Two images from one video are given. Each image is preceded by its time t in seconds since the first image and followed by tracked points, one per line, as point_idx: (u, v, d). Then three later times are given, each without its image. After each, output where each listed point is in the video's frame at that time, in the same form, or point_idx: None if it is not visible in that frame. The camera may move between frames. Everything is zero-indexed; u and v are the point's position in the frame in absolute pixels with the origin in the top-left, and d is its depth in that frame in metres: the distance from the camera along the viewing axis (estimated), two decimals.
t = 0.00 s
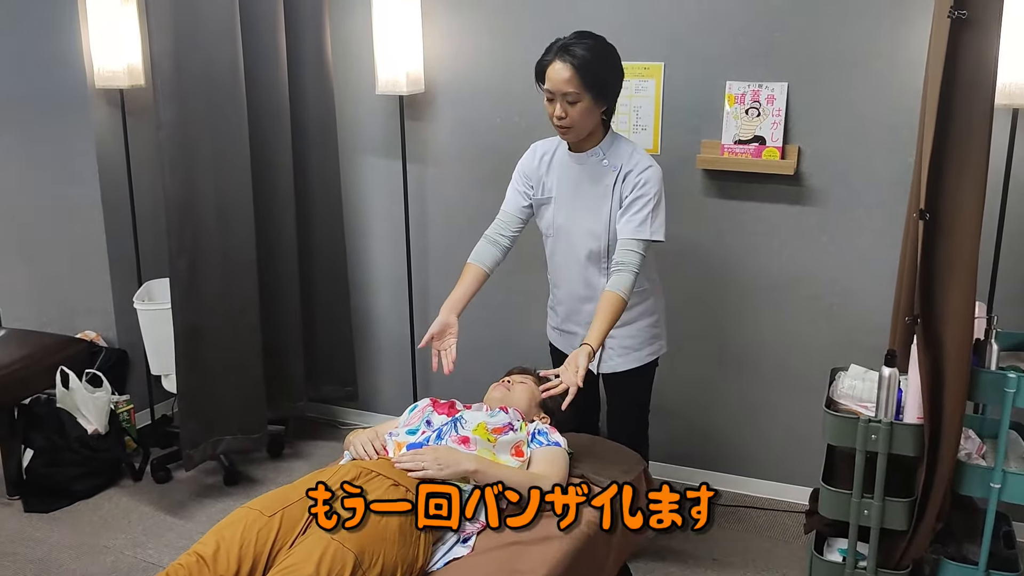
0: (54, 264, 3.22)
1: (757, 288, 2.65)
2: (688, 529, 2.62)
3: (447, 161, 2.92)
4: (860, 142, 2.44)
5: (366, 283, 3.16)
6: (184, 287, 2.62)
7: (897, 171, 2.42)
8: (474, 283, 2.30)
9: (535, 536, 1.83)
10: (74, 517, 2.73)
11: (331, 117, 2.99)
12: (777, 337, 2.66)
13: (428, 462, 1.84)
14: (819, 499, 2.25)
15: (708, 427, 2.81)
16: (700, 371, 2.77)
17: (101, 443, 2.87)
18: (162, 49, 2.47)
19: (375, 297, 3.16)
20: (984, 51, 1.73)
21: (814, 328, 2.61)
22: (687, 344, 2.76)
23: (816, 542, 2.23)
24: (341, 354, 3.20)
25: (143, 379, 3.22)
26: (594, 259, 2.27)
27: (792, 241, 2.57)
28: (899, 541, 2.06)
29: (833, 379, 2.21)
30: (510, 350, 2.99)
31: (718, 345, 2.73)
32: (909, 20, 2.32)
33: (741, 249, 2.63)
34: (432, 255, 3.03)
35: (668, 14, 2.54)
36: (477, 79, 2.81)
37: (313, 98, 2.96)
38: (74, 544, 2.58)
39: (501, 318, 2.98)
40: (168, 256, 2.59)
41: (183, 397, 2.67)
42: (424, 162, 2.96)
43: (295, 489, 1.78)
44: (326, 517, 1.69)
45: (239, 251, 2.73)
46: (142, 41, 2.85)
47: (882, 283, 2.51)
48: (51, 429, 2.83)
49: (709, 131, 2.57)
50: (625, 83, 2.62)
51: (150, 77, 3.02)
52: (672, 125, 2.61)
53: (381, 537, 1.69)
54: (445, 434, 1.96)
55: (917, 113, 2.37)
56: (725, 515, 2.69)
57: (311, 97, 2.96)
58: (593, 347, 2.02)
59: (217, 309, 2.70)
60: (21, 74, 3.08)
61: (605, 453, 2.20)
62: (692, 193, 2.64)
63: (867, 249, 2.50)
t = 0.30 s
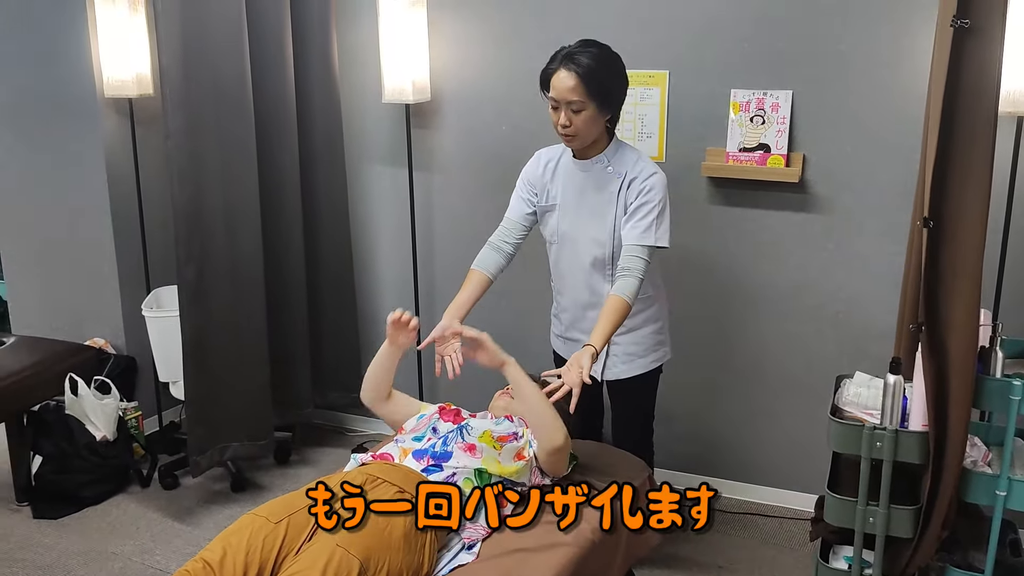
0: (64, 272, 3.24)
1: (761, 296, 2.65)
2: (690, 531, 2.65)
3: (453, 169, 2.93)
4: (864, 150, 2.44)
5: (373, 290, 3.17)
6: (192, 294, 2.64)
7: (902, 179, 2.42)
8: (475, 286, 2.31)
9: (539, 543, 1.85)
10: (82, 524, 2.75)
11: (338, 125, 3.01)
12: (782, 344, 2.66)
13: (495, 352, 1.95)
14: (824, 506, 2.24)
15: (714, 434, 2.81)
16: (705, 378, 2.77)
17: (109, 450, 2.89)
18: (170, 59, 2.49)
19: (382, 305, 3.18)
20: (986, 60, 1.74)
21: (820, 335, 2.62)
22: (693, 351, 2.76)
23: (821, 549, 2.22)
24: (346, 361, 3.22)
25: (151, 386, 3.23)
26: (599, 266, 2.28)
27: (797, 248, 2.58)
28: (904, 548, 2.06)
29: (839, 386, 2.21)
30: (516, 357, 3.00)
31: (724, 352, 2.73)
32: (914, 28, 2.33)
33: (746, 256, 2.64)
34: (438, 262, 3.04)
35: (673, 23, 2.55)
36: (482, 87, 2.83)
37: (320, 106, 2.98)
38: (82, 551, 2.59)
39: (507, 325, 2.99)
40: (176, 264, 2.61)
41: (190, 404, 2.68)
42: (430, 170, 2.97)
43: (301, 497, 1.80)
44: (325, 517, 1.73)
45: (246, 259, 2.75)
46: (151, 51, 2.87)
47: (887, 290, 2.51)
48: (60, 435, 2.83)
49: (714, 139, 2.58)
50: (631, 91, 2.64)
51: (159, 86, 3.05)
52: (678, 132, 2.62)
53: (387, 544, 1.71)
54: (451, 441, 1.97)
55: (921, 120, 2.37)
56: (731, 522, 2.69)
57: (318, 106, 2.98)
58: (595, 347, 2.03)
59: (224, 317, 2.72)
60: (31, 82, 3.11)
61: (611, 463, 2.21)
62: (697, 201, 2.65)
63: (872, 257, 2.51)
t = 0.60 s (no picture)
0: (72, 278, 3.26)
1: (766, 302, 2.66)
2: (694, 538, 2.65)
3: (458, 176, 2.95)
4: (868, 157, 2.45)
5: (378, 296, 3.19)
6: (200, 301, 2.65)
7: (905, 185, 2.43)
8: (480, 286, 2.29)
9: (542, 550, 1.86)
10: (89, 530, 2.76)
11: (344, 132, 3.02)
12: (786, 350, 2.67)
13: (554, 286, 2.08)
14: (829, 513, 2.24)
15: (719, 440, 2.81)
16: (709, 384, 2.77)
17: (116, 456, 2.90)
18: (179, 68, 2.51)
19: (388, 311, 3.19)
20: (989, 68, 1.74)
21: (824, 341, 2.62)
22: (698, 357, 2.77)
23: (826, 556, 2.22)
24: (352, 367, 3.23)
25: (158, 392, 3.25)
26: (601, 267, 2.29)
27: (801, 254, 2.58)
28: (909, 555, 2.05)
29: (843, 393, 2.21)
30: (521, 363, 3.01)
31: (728, 358, 2.74)
32: (917, 36, 2.34)
33: (751, 263, 2.64)
34: (443, 268, 3.05)
35: (677, 31, 2.56)
36: (488, 95, 2.84)
37: (326, 114, 3.00)
38: (89, 557, 2.60)
39: (512, 331, 2.99)
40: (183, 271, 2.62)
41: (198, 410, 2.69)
42: (435, 177, 2.99)
43: (308, 504, 1.81)
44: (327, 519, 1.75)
45: (253, 266, 2.77)
46: (159, 59, 2.90)
47: (892, 296, 2.52)
48: (67, 441, 2.85)
49: (719, 146, 2.59)
50: (635, 98, 2.65)
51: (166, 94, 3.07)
52: (682, 140, 2.63)
53: (392, 551, 1.72)
54: (458, 446, 1.99)
55: (925, 127, 2.38)
56: (736, 529, 2.69)
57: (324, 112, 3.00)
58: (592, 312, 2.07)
59: (231, 323, 2.74)
60: (40, 89, 3.13)
61: (613, 467, 2.19)
62: (702, 208, 2.66)
63: (877, 263, 2.51)
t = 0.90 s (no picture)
0: (80, 282, 3.28)
1: (770, 305, 2.66)
2: (700, 541, 2.65)
3: (464, 180, 2.96)
4: (873, 160, 2.45)
5: (384, 300, 3.20)
6: (206, 304, 2.66)
7: (911, 189, 2.43)
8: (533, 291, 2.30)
9: (547, 553, 1.87)
10: (96, 532, 2.77)
11: (350, 136, 3.03)
12: (792, 353, 2.67)
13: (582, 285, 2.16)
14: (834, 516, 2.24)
15: (724, 443, 2.81)
16: (715, 388, 2.77)
17: (123, 459, 2.91)
18: (185, 72, 2.52)
19: (393, 315, 3.20)
20: (994, 71, 1.74)
21: (829, 344, 2.62)
22: (703, 360, 2.77)
23: (831, 559, 2.22)
24: (358, 371, 3.24)
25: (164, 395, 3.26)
26: (601, 266, 2.30)
27: (806, 257, 2.58)
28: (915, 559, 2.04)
29: (848, 396, 2.20)
30: (526, 366, 3.01)
31: (733, 361, 2.74)
32: (922, 39, 2.34)
33: (756, 266, 2.64)
34: (449, 271, 3.06)
35: (682, 34, 2.57)
36: (494, 99, 2.85)
37: (331, 117, 3.01)
38: (95, 559, 2.61)
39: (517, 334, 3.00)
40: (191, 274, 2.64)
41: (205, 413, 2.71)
42: (441, 181, 3.00)
43: (313, 506, 1.82)
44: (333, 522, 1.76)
45: (259, 269, 2.78)
46: (166, 64, 2.91)
47: (899, 300, 2.51)
48: (74, 444, 2.86)
49: (724, 150, 2.59)
50: (640, 102, 2.65)
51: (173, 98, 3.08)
52: (687, 143, 2.64)
53: (397, 554, 1.73)
54: (462, 450, 1.98)
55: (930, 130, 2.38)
56: (741, 532, 2.69)
57: (330, 117, 3.01)
58: (614, 281, 2.15)
59: (238, 327, 2.75)
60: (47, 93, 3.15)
61: (618, 468, 2.20)
62: (707, 211, 2.66)
63: (882, 266, 2.51)
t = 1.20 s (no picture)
0: (84, 282, 3.29)
1: (775, 305, 2.65)
2: (704, 542, 2.65)
3: (468, 180, 2.96)
4: (877, 160, 2.45)
5: (388, 300, 3.20)
6: (211, 304, 2.67)
7: (915, 188, 2.43)
8: (564, 307, 2.30)
9: (551, 553, 1.87)
10: (100, 532, 2.78)
11: (354, 137, 3.04)
12: (795, 353, 2.67)
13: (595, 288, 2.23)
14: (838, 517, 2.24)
15: (729, 443, 2.81)
16: (719, 388, 2.77)
17: (127, 459, 2.92)
18: (189, 72, 2.53)
19: (397, 314, 3.20)
20: (998, 70, 1.74)
21: (834, 344, 2.62)
22: (708, 361, 2.77)
23: (836, 560, 2.21)
24: (362, 371, 3.24)
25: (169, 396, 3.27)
26: (611, 269, 2.31)
27: (811, 257, 2.58)
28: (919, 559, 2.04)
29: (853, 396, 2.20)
30: (530, 366, 3.01)
31: (737, 361, 2.74)
32: (927, 38, 2.33)
33: (760, 266, 2.64)
34: (453, 271, 3.06)
35: (686, 34, 2.57)
36: (497, 98, 2.85)
37: (335, 118, 3.02)
38: (99, 559, 2.62)
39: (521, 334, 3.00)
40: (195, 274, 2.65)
41: (210, 413, 2.72)
42: (444, 181, 3.00)
43: (318, 506, 1.83)
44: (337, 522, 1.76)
45: (263, 269, 2.78)
46: (170, 65, 2.92)
47: (903, 300, 2.51)
48: (78, 444, 2.87)
49: (728, 150, 2.59)
50: (644, 102, 2.65)
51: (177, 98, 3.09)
52: (691, 143, 2.64)
53: (402, 553, 1.73)
54: (467, 449, 2.00)
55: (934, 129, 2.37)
56: (745, 533, 2.69)
57: (334, 117, 3.01)
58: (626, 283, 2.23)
59: (242, 327, 2.75)
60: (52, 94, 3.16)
61: (621, 468, 2.20)
62: (711, 211, 2.66)
63: (887, 266, 2.50)
